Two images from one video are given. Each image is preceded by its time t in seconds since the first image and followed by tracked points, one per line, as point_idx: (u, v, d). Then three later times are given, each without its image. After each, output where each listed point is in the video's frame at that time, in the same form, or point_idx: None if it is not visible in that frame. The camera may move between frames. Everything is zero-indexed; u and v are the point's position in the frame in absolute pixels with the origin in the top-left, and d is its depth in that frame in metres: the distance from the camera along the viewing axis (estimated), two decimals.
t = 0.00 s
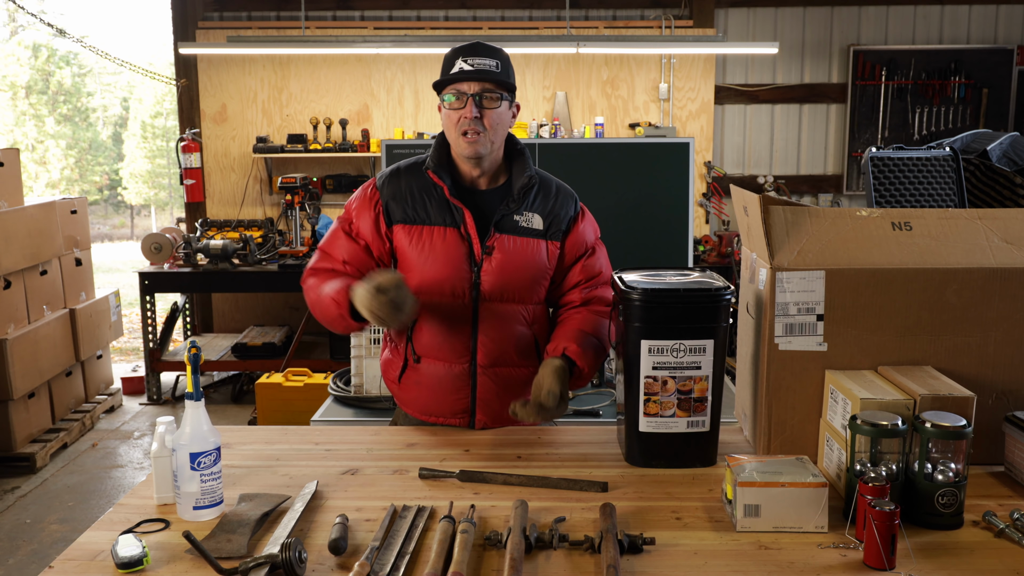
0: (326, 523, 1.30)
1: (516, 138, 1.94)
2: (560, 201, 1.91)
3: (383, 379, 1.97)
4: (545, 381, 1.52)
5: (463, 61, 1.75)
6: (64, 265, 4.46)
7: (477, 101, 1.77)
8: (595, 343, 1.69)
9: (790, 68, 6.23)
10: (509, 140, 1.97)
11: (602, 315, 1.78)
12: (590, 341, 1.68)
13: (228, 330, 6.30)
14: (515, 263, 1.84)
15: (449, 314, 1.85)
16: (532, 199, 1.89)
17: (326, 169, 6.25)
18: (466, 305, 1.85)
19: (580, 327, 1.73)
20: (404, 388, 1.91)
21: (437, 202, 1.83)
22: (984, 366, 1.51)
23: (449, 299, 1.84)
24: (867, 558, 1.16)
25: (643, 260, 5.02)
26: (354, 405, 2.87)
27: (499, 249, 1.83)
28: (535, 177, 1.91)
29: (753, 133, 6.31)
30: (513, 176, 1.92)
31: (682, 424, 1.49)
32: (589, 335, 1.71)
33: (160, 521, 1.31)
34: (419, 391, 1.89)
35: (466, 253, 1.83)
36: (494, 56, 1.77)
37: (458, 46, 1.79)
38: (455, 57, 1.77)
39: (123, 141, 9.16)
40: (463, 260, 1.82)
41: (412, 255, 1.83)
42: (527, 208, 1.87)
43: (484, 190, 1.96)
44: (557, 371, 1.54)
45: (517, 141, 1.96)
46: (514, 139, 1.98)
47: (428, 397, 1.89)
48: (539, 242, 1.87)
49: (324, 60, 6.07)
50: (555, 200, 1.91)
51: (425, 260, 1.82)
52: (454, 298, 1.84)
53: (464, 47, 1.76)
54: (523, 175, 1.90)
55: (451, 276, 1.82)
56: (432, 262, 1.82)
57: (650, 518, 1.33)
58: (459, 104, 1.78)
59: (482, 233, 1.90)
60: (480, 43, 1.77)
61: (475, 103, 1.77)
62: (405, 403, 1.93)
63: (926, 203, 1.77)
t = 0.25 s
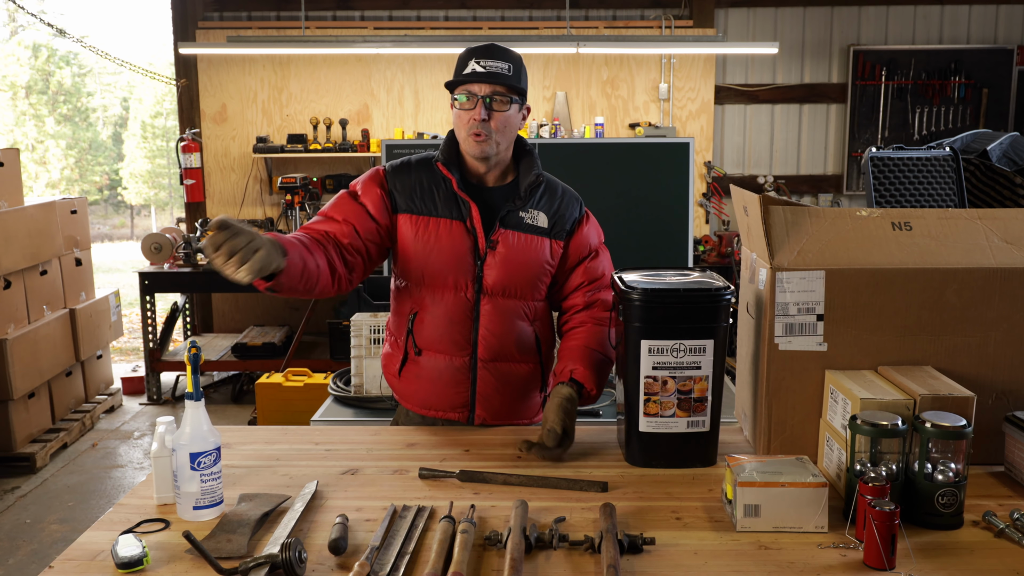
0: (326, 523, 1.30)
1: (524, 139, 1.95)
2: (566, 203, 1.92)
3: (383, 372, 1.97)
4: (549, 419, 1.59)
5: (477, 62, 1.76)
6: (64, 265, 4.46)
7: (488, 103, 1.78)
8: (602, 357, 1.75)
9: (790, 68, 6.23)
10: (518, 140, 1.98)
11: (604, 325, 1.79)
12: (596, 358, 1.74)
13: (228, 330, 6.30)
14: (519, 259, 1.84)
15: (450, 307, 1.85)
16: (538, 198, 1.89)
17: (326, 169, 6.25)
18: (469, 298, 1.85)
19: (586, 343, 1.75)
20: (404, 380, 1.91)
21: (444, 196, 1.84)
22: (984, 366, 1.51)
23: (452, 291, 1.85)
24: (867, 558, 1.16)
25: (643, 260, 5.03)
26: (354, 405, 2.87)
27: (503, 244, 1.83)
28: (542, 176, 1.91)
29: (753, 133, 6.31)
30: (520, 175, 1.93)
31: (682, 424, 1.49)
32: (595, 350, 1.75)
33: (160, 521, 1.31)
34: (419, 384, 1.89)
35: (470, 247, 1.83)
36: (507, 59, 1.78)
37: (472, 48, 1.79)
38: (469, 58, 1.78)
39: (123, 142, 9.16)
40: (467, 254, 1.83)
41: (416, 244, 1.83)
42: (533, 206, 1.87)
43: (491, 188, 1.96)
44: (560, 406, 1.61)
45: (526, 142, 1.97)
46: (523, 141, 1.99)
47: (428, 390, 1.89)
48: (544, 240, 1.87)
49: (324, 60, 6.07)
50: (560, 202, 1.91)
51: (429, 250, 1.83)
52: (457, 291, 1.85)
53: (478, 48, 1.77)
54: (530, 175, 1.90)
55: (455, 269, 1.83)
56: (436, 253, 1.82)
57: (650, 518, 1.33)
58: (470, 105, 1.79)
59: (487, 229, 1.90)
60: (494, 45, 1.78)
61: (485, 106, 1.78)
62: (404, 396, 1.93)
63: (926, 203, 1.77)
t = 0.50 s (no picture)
0: (326, 523, 1.30)
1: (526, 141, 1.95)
2: (566, 206, 1.92)
3: (382, 374, 1.97)
4: (558, 420, 1.60)
5: (490, 67, 1.72)
6: (64, 265, 4.46)
7: (500, 110, 1.77)
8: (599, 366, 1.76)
9: (790, 68, 6.23)
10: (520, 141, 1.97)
11: (601, 331, 1.82)
12: (595, 365, 1.76)
13: (228, 330, 6.30)
14: (520, 262, 1.84)
15: (451, 311, 1.83)
16: (540, 201, 1.89)
17: (326, 169, 6.25)
18: (469, 302, 1.84)
19: (584, 351, 1.77)
20: (404, 383, 1.91)
21: (444, 199, 1.83)
22: (984, 366, 1.51)
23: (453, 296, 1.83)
24: (867, 558, 1.16)
25: (643, 260, 5.03)
26: (354, 405, 2.87)
27: (504, 248, 1.84)
28: (544, 180, 1.91)
29: (753, 133, 6.31)
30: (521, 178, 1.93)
31: (682, 424, 1.49)
32: (593, 358, 1.76)
33: (160, 521, 1.31)
34: (419, 386, 1.89)
35: (472, 250, 1.83)
36: (519, 65, 1.75)
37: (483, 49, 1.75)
38: (480, 61, 1.74)
39: (123, 142, 9.16)
40: (468, 258, 1.82)
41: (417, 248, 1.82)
42: (534, 209, 1.87)
43: (493, 190, 1.97)
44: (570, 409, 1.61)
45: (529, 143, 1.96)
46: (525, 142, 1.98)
47: (428, 393, 1.89)
48: (545, 244, 1.87)
49: (324, 60, 6.07)
50: (561, 205, 1.92)
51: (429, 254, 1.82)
52: (457, 295, 1.83)
53: (490, 51, 1.73)
54: (531, 178, 1.90)
55: (455, 274, 1.82)
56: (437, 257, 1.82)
57: (650, 518, 1.33)
58: (481, 110, 1.78)
59: (488, 232, 1.90)
60: (507, 49, 1.74)
61: (498, 113, 1.78)
62: (404, 399, 1.93)
63: (926, 203, 1.77)
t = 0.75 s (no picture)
0: (326, 523, 1.30)
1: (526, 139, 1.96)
2: (567, 203, 1.92)
3: (384, 373, 1.97)
4: (558, 417, 1.60)
5: (488, 62, 1.75)
6: (64, 265, 4.46)
7: (500, 102, 1.78)
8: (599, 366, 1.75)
9: (790, 68, 6.23)
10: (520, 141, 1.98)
11: (601, 331, 1.82)
12: (596, 366, 1.75)
13: (228, 330, 6.30)
14: (521, 260, 1.84)
15: (452, 307, 1.84)
16: (540, 198, 1.89)
17: (326, 169, 6.25)
18: (471, 298, 1.84)
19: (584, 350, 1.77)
20: (406, 380, 1.91)
21: (446, 196, 1.84)
22: (984, 366, 1.51)
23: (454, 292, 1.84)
24: (867, 558, 1.16)
25: (643, 261, 5.03)
26: (354, 405, 2.87)
27: (505, 244, 1.83)
28: (544, 177, 1.91)
29: (753, 133, 6.31)
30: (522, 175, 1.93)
31: (682, 424, 1.49)
32: (593, 358, 1.76)
33: (160, 521, 1.31)
34: (421, 384, 1.89)
35: (473, 246, 1.83)
36: (517, 59, 1.78)
37: (481, 47, 1.78)
38: (479, 57, 1.77)
39: (123, 142, 9.16)
40: (469, 254, 1.83)
41: (419, 244, 1.84)
42: (535, 207, 1.87)
43: (493, 188, 1.96)
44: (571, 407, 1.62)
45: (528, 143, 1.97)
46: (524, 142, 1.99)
47: (430, 390, 1.89)
48: (545, 241, 1.87)
49: (324, 60, 6.07)
50: (562, 203, 1.92)
51: (431, 250, 1.84)
52: (459, 291, 1.84)
53: (488, 47, 1.76)
54: (532, 175, 1.90)
55: (457, 269, 1.83)
56: (438, 253, 1.83)
57: (650, 518, 1.33)
58: (481, 104, 1.78)
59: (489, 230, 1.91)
60: (504, 44, 1.77)
61: (497, 105, 1.78)
62: (405, 397, 1.93)
63: (926, 203, 1.77)
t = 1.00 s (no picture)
0: (326, 523, 1.30)
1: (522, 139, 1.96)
2: (564, 203, 1.92)
3: (383, 375, 1.97)
4: (557, 417, 1.59)
5: (481, 61, 1.75)
6: (64, 265, 4.46)
7: (496, 102, 1.78)
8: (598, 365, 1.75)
9: (790, 68, 6.23)
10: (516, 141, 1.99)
11: (600, 330, 1.82)
12: (595, 365, 1.75)
13: (228, 330, 6.30)
14: (519, 261, 1.84)
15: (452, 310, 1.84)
16: (538, 199, 1.89)
17: (326, 169, 6.25)
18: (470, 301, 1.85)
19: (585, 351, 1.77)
20: (405, 383, 1.91)
21: (443, 198, 1.83)
22: (984, 366, 1.51)
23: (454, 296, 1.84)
24: (868, 558, 1.16)
25: (643, 261, 5.03)
26: (354, 405, 2.87)
27: (504, 246, 1.83)
28: (542, 177, 1.92)
29: (753, 133, 6.31)
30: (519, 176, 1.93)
31: (682, 424, 1.49)
32: (593, 358, 1.76)
33: (160, 521, 1.31)
34: (420, 387, 1.89)
35: (471, 249, 1.83)
36: (510, 58, 1.78)
37: (473, 47, 1.78)
38: (472, 57, 1.76)
39: (123, 142, 9.16)
40: (467, 256, 1.83)
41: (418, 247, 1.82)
42: (533, 207, 1.87)
43: (490, 189, 1.96)
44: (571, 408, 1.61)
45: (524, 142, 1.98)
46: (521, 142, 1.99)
47: (429, 393, 1.89)
48: (544, 241, 1.87)
49: (324, 60, 6.07)
50: (559, 202, 1.92)
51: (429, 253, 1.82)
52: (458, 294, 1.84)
53: (481, 47, 1.76)
54: (529, 175, 1.90)
55: (455, 272, 1.83)
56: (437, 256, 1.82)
57: (650, 518, 1.33)
58: (476, 104, 1.78)
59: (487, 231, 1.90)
60: (496, 44, 1.76)
61: (493, 104, 1.78)
62: (405, 399, 1.93)
63: (926, 203, 1.77)
